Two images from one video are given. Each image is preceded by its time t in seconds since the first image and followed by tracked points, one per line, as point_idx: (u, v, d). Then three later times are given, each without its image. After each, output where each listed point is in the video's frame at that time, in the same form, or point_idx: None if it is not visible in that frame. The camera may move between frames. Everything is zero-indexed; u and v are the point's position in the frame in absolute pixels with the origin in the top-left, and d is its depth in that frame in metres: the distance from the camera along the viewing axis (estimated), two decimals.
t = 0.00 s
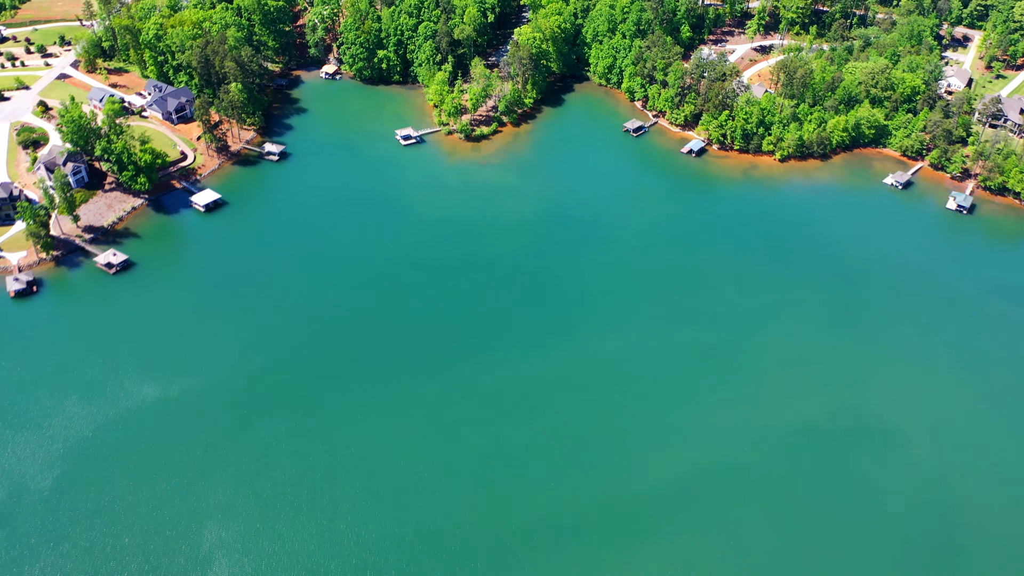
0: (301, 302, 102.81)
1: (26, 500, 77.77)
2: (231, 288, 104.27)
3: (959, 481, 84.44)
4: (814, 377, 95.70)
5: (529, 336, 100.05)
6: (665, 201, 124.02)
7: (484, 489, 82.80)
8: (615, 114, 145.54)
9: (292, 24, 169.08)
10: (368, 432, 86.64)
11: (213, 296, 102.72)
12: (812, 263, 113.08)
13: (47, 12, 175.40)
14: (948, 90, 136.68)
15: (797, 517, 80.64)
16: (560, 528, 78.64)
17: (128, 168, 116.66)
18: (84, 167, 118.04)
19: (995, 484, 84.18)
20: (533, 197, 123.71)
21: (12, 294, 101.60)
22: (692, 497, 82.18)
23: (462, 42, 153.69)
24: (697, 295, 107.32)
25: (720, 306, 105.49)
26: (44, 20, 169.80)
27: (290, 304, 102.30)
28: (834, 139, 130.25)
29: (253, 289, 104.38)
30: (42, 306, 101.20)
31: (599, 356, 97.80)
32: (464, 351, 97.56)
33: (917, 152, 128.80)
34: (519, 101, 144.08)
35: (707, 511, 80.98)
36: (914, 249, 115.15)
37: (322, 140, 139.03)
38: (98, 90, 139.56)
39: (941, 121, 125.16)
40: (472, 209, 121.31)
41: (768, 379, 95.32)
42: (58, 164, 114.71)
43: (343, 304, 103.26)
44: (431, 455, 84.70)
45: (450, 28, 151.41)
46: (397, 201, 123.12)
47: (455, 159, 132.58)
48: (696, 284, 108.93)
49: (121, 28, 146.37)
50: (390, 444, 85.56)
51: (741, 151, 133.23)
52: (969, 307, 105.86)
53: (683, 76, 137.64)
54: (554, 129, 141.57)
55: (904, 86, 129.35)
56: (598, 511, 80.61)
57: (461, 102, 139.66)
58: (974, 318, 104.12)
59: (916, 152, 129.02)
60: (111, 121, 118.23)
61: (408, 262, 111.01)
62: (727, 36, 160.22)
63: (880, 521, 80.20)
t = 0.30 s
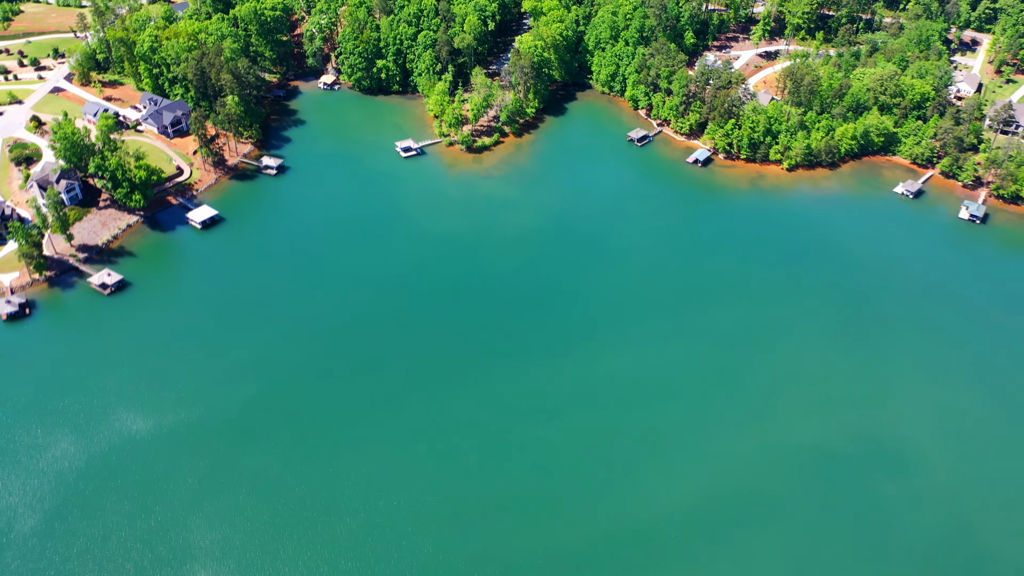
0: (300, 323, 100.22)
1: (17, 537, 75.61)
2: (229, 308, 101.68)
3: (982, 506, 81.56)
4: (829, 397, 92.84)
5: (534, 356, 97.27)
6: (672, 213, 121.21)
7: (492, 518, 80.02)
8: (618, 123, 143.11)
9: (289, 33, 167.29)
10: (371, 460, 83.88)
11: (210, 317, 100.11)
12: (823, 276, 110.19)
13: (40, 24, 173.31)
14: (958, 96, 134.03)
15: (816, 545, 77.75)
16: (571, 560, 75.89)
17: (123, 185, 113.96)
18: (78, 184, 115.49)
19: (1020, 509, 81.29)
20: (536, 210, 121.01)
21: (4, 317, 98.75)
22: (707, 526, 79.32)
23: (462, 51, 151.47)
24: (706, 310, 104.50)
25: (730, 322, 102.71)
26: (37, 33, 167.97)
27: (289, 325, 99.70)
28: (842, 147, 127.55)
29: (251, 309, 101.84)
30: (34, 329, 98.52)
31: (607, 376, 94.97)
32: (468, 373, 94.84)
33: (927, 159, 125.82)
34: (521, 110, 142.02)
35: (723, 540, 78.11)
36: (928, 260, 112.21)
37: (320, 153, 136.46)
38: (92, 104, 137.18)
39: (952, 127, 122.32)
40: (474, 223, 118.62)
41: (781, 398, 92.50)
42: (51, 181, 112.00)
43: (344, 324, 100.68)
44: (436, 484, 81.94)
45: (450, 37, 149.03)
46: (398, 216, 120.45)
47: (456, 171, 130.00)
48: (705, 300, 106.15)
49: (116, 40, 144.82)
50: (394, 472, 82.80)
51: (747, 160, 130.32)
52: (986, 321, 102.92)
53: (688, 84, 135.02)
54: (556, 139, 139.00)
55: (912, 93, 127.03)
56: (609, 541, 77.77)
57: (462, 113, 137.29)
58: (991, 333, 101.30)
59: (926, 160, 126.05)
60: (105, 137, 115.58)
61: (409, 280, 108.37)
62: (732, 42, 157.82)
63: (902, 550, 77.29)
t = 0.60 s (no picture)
0: (303, 346, 98.02)
1: None
2: (229, 330, 99.44)
3: (1008, 525, 79.28)
4: (846, 413, 90.65)
5: (543, 376, 95.11)
6: (679, 223, 118.81)
7: (503, 548, 77.95)
8: (621, 131, 140.99)
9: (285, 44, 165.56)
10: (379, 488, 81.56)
11: (210, 341, 97.83)
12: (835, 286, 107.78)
13: (31, 37, 170.92)
14: (966, 98, 131.80)
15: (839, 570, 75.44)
16: None
17: (118, 204, 111.30)
18: (72, 204, 112.93)
19: None
20: (540, 223, 118.67)
21: None
22: (726, 551, 77.07)
23: (462, 60, 149.56)
24: (717, 325, 102.21)
25: (742, 337, 100.47)
26: (28, 47, 165.65)
27: (293, 349, 97.50)
28: (851, 153, 124.84)
29: (252, 332, 99.58)
30: (29, 355, 95.88)
31: (618, 396, 92.82)
32: (476, 395, 92.67)
33: (937, 164, 123.26)
34: (522, 120, 140.02)
35: (743, 566, 75.85)
36: (942, 268, 109.76)
37: (318, 166, 134.11)
38: (86, 120, 134.84)
39: (963, 131, 119.45)
40: (478, 237, 116.28)
41: (797, 416, 90.35)
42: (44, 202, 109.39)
43: (347, 346, 98.54)
44: (447, 512, 79.64)
45: (449, 46, 147.26)
46: (399, 231, 118.15)
47: (458, 183, 127.70)
48: (716, 313, 103.87)
49: (108, 54, 142.50)
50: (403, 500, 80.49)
51: (754, 167, 127.56)
52: (1003, 331, 100.67)
53: (691, 91, 132.87)
54: (559, 148, 136.78)
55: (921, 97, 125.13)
56: (627, 569, 75.37)
57: (462, 123, 135.16)
58: (1008, 343, 99.11)
59: (936, 165, 123.48)
60: (99, 155, 113.00)
61: (413, 298, 106.13)
62: (735, 46, 155.85)
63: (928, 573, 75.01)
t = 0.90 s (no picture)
0: (309, 368, 95.77)
1: None
2: (234, 353, 97.24)
3: None
4: (867, 427, 88.78)
5: (556, 394, 92.96)
6: (688, 232, 116.60)
7: None
8: (626, 138, 139.11)
9: (282, 53, 164.02)
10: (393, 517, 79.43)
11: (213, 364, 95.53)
12: (849, 294, 105.71)
13: (23, 50, 168.32)
14: (974, 99, 129.70)
15: None
16: None
17: (116, 223, 108.65)
18: (69, 223, 110.50)
19: None
20: (547, 234, 116.56)
21: None
22: None
23: (463, 68, 147.89)
24: (731, 338, 99.97)
25: (757, 350, 98.34)
26: (20, 60, 163.10)
27: (299, 371, 95.26)
28: (860, 157, 122.37)
29: (256, 354, 97.26)
30: (27, 380, 93.13)
31: (633, 414, 90.65)
32: (489, 415, 90.52)
33: (947, 167, 120.91)
34: (526, 128, 138.14)
35: None
36: (957, 274, 107.62)
37: (319, 179, 131.98)
38: (81, 135, 132.54)
39: (974, 134, 116.93)
40: (485, 250, 114.14)
41: (817, 432, 88.33)
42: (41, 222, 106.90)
43: (354, 367, 96.30)
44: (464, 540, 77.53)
45: (449, 53, 145.84)
46: (404, 245, 115.93)
47: (462, 194, 125.54)
48: (730, 325, 101.83)
49: (103, 67, 140.67)
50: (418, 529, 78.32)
51: (763, 173, 125.02)
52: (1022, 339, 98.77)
53: (697, 96, 130.91)
54: (563, 156, 134.78)
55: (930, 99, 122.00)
56: None
57: (465, 133, 133.19)
58: None
59: (946, 168, 121.13)
60: (96, 172, 110.39)
61: (421, 316, 104.01)
62: (738, 49, 154.23)
63: None
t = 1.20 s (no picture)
0: (320, 389, 93.85)
1: None
2: (242, 375, 95.21)
3: None
4: (893, 441, 86.87)
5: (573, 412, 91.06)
6: (700, 240, 114.57)
7: None
8: (633, 145, 137.53)
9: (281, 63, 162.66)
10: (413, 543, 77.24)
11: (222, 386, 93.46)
12: (868, 302, 103.67)
13: (18, 63, 166.00)
14: (984, 101, 127.90)
15: None
16: None
17: (118, 241, 106.27)
18: (69, 241, 108.16)
19: None
20: (557, 245, 114.63)
21: None
22: None
23: (467, 76, 146.62)
24: (749, 350, 98.09)
25: (776, 361, 96.49)
26: (15, 74, 160.78)
27: (311, 393, 93.23)
28: (871, 161, 120.49)
29: (266, 376, 95.36)
30: (29, 406, 90.53)
31: (653, 431, 88.77)
32: (506, 435, 88.39)
33: (960, 171, 118.89)
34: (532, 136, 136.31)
35: None
36: (976, 280, 105.72)
37: (323, 192, 130.05)
38: (80, 150, 130.47)
39: (986, 137, 115.01)
40: (495, 263, 112.12)
41: (841, 446, 86.48)
42: (42, 241, 104.59)
43: (366, 386, 94.30)
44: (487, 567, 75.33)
45: (452, 61, 144.44)
46: (412, 259, 113.94)
47: (470, 205, 123.61)
48: (748, 336, 99.92)
49: (101, 81, 139.04)
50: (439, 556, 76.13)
51: (773, 180, 123.07)
52: None
53: (705, 101, 129.35)
54: (570, 165, 133.04)
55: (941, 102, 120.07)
56: None
57: (471, 142, 131.43)
58: None
59: (959, 172, 119.14)
60: (97, 189, 107.95)
61: (432, 332, 101.92)
62: (744, 53, 153.04)
63: None
